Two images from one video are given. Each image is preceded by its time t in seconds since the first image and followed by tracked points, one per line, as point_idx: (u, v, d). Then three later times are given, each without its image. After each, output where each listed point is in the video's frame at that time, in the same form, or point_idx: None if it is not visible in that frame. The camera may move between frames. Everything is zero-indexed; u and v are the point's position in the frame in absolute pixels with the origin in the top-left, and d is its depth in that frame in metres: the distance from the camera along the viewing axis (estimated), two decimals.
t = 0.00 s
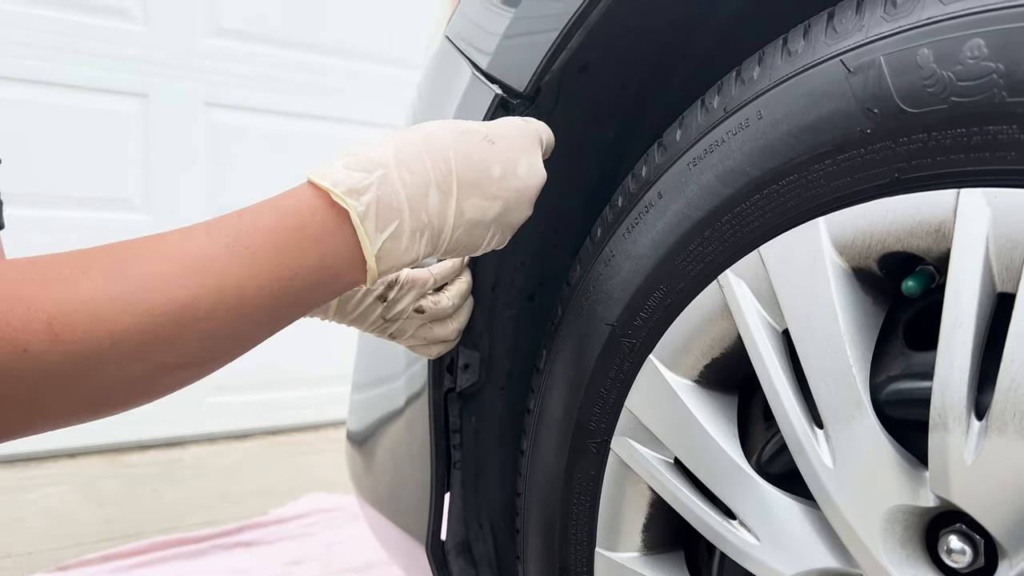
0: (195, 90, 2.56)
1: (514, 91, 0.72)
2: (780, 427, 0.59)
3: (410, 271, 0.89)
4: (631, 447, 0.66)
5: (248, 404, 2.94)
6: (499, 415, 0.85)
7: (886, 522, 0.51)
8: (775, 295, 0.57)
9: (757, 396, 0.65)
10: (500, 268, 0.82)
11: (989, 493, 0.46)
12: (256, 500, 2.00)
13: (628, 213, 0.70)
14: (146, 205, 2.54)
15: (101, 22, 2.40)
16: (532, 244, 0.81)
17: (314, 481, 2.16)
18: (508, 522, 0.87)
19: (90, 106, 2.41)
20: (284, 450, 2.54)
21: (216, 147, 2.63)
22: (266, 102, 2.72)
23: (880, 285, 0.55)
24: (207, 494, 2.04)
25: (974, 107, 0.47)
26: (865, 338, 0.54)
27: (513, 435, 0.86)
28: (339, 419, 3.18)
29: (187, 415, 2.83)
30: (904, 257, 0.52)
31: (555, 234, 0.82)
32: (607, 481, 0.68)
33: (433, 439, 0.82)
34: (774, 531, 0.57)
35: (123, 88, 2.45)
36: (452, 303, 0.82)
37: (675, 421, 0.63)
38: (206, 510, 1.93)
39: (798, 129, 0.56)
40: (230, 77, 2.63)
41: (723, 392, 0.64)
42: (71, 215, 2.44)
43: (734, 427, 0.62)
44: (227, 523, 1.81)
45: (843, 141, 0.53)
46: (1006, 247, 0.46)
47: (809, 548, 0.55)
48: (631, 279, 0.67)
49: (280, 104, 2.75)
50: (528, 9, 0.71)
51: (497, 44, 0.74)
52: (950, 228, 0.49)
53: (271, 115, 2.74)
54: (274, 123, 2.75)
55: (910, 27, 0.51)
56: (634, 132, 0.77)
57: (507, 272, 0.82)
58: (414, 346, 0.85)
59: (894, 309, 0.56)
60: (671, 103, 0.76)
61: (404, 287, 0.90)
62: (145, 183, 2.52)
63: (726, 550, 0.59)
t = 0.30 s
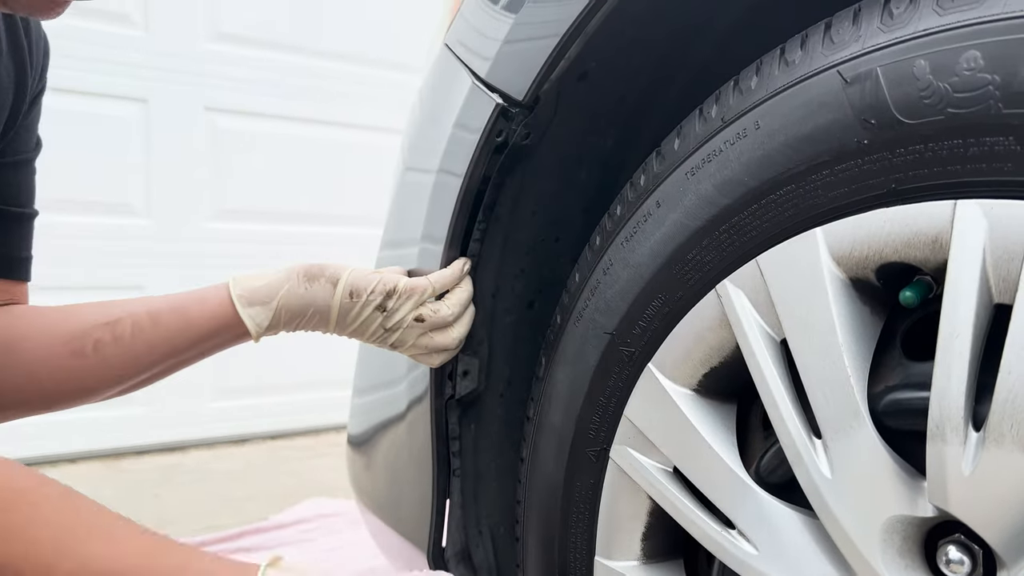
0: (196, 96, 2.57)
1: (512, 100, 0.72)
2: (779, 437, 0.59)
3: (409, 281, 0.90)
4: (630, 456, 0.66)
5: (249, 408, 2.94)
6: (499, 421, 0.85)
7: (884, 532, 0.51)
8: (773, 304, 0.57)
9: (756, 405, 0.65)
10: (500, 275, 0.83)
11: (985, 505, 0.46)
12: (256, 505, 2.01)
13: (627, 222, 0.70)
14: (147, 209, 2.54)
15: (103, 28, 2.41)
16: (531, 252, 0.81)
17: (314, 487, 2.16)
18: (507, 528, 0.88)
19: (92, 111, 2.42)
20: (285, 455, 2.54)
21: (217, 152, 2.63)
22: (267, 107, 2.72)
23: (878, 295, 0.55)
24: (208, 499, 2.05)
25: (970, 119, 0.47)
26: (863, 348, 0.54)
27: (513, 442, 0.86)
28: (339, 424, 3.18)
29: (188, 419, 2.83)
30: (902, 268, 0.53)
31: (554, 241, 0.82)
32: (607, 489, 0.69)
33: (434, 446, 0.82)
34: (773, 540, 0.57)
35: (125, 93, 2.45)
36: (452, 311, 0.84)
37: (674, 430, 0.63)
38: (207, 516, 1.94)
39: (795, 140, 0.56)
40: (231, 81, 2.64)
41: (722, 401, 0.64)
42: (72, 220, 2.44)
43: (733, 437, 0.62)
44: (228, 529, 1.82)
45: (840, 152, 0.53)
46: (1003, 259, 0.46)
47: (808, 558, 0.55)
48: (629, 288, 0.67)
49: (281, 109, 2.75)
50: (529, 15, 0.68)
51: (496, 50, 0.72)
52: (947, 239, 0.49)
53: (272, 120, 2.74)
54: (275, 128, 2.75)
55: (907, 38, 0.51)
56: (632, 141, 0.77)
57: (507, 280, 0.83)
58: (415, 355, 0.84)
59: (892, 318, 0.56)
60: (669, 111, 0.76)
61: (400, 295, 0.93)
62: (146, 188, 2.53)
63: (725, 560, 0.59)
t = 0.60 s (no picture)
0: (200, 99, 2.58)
1: (513, 108, 0.72)
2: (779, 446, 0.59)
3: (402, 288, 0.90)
4: (630, 464, 0.66)
5: (250, 412, 2.94)
6: (499, 428, 0.85)
7: (883, 541, 0.51)
8: (773, 313, 0.57)
9: (756, 414, 0.65)
10: (499, 281, 0.82)
11: (984, 515, 0.46)
12: (257, 510, 2.01)
13: (627, 230, 0.70)
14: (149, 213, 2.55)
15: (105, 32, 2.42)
16: (532, 259, 0.81)
17: (315, 491, 2.16)
18: (507, 535, 0.88)
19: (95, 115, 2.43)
20: (286, 459, 2.54)
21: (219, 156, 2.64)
22: (268, 111, 2.73)
23: (879, 304, 0.55)
24: (210, 503, 2.05)
25: (970, 129, 0.47)
26: (864, 357, 0.54)
27: (513, 448, 0.86)
28: (340, 428, 3.17)
29: (189, 423, 2.83)
30: (901, 277, 0.53)
31: (555, 248, 0.82)
32: (607, 496, 0.69)
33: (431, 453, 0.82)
34: (773, 549, 0.57)
35: (128, 97, 2.46)
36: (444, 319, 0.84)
37: (675, 438, 0.63)
38: (209, 520, 1.94)
39: (795, 149, 0.56)
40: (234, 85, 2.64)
41: (722, 409, 0.65)
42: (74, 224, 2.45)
43: (733, 445, 0.62)
44: (229, 534, 1.82)
45: (840, 161, 0.53)
46: (1003, 268, 0.46)
47: (808, 567, 0.55)
48: (629, 296, 0.67)
49: (282, 113, 2.75)
50: (531, 19, 0.68)
51: (498, 55, 0.72)
52: (947, 248, 0.49)
53: (273, 124, 2.75)
54: (276, 132, 2.76)
55: (906, 47, 0.51)
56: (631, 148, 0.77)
57: (507, 286, 0.83)
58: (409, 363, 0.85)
59: (892, 327, 0.56)
60: (668, 119, 0.76)
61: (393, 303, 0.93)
62: (148, 192, 2.53)
63: (725, 568, 0.59)
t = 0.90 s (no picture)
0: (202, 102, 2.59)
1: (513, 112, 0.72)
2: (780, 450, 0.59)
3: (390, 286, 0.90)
4: (632, 468, 0.67)
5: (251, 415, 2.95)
6: (500, 432, 0.85)
7: (885, 546, 0.51)
8: (774, 318, 0.57)
9: (757, 418, 0.66)
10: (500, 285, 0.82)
11: (984, 521, 0.46)
12: (259, 512, 2.01)
13: (628, 234, 0.70)
14: (151, 216, 2.55)
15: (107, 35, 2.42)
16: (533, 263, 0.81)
17: (317, 493, 2.16)
18: (509, 539, 0.88)
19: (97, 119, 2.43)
20: (288, 461, 2.54)
21: (220, 159, 2.64)
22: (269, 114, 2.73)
23: (880, 309, 0.56)
24: (212, 505, 2.05)
25: (970, 135, 0.47)
26: (864, 361, 0.54)
27: (515, 452, 0.86)
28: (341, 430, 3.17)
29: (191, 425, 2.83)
30: (902, 282, 0.53)
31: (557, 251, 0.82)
32: (608, 500, 0.69)
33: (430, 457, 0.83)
34: (775, 553, 0.57)
35: (130, 101, 2.47)
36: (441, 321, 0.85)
37: (676, 442, 0.63)
38: (211, 522, 1.94)
39: (796, 154, 0.56)
40: (235, 89, 2.65)
41: (723, 413, 0.65)
42: (76, 227, 2.45)
43: (734, 449, 0.63)
44: (231, 536, 1.82)
45: (841, 166, 0.54)
46: (1002, 275, 0.46)
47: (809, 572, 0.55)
48: (631, 301, 0.67)
49: (283, 116, 2.76)
50: (534, 23, 0.70)
51: (500, 59, 0.73)
52: (947, 253, 0.49)
53: (274, 127, 2.75)
54: (277, 135, 2.76)
55: (906, 53, 0.51)
56: (632, 153, 0.77)
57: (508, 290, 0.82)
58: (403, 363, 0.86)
59: (892, 332, 0.57)
60: (669, 123, 0.76)
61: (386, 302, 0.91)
62: (150, 195, 2.54)
63: (727, 573, 0.60)
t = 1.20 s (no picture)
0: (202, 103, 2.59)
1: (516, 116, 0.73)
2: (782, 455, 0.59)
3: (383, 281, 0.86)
4: (633, 472, 0.67)
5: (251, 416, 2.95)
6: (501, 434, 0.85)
7: (886, 551, 0.51)
8: (776, 323, 0.58)
9: (758, 422, 0.66)
10: (501, 289, 0.82)
11: (986, 525, 0.46)
12: (260, 514, 2.01)
13: (629, 238, 0.70)
14: (151, 217, 2.55)
15: (107, 37, 2.42)
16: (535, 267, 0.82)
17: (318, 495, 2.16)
18: (510, 541, 0.88)
19: (96, 120, 2.43)
20: (289, 462, 2.54)
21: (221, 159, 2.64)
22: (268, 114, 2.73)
23: (881, 314, 0.56)
24: (212, 507, 2.05)
25: (971, 141, 0.48)
26: (866, 367, 0.54)
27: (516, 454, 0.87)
28: (341, 430, 3.17)
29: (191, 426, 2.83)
30: (903, 288, 0.53)
31: (558, 255, 0.82)
32: (609, 503, 0.69)
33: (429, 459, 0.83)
34: (776, 557, 0.57)
35: (130, 102, 2.47)
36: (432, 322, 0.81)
37: (676, 446, 0.63)
38: (210, 524, 1.94)
39: (797, 159, 0.56)
40: (236, 90, 2.64)
41: (724, 417, 0.65)
42: (75, 228, 2.45)
43: (735, 453, 0.63)
44: (231, 538, 1.82)
45: (842, 171, 0.54)
46: (1004, 281, 0.46)
47: None
48: (631, 304, 0.67)
49: (284, 117, 2.76)
50: (537, 26, 0.69)
51: (502, 61, 0.73)
52: (948, 259, 0.49)
53: (274, 128, 2.75)
54: (277, 136, 2.76)
55: (907, 59, 0.52)
56: (633, 156, 0.77)
57: (509, 294, 0.83)
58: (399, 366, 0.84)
59: (894, 337, 0.57)
60: (670, 127, 0.76)
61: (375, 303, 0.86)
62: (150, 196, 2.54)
63: None
